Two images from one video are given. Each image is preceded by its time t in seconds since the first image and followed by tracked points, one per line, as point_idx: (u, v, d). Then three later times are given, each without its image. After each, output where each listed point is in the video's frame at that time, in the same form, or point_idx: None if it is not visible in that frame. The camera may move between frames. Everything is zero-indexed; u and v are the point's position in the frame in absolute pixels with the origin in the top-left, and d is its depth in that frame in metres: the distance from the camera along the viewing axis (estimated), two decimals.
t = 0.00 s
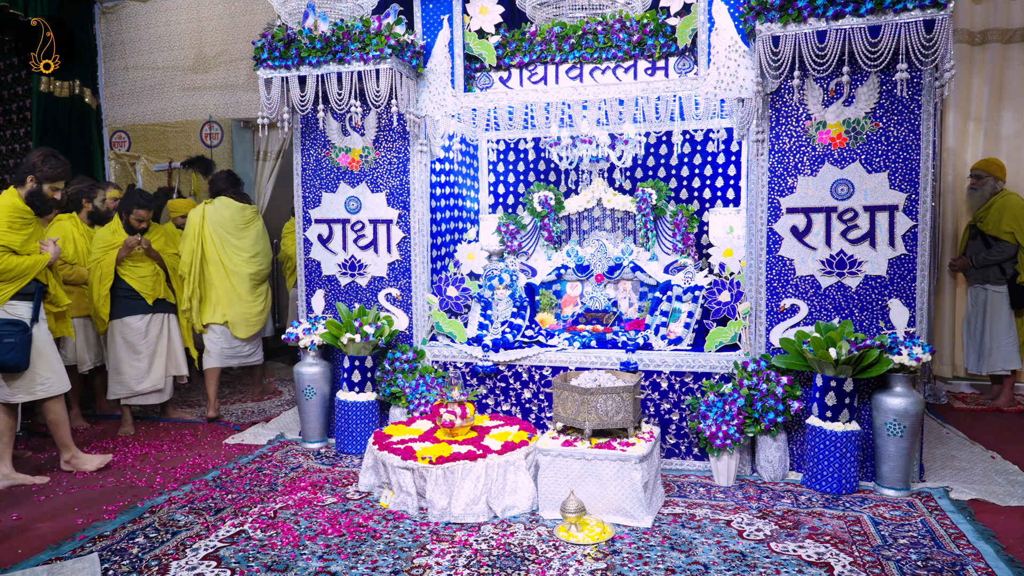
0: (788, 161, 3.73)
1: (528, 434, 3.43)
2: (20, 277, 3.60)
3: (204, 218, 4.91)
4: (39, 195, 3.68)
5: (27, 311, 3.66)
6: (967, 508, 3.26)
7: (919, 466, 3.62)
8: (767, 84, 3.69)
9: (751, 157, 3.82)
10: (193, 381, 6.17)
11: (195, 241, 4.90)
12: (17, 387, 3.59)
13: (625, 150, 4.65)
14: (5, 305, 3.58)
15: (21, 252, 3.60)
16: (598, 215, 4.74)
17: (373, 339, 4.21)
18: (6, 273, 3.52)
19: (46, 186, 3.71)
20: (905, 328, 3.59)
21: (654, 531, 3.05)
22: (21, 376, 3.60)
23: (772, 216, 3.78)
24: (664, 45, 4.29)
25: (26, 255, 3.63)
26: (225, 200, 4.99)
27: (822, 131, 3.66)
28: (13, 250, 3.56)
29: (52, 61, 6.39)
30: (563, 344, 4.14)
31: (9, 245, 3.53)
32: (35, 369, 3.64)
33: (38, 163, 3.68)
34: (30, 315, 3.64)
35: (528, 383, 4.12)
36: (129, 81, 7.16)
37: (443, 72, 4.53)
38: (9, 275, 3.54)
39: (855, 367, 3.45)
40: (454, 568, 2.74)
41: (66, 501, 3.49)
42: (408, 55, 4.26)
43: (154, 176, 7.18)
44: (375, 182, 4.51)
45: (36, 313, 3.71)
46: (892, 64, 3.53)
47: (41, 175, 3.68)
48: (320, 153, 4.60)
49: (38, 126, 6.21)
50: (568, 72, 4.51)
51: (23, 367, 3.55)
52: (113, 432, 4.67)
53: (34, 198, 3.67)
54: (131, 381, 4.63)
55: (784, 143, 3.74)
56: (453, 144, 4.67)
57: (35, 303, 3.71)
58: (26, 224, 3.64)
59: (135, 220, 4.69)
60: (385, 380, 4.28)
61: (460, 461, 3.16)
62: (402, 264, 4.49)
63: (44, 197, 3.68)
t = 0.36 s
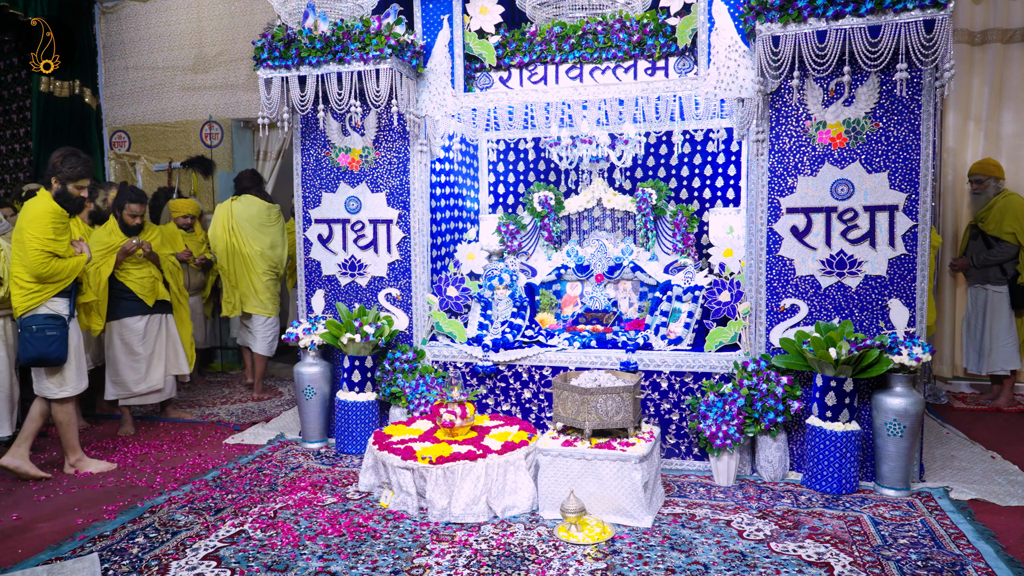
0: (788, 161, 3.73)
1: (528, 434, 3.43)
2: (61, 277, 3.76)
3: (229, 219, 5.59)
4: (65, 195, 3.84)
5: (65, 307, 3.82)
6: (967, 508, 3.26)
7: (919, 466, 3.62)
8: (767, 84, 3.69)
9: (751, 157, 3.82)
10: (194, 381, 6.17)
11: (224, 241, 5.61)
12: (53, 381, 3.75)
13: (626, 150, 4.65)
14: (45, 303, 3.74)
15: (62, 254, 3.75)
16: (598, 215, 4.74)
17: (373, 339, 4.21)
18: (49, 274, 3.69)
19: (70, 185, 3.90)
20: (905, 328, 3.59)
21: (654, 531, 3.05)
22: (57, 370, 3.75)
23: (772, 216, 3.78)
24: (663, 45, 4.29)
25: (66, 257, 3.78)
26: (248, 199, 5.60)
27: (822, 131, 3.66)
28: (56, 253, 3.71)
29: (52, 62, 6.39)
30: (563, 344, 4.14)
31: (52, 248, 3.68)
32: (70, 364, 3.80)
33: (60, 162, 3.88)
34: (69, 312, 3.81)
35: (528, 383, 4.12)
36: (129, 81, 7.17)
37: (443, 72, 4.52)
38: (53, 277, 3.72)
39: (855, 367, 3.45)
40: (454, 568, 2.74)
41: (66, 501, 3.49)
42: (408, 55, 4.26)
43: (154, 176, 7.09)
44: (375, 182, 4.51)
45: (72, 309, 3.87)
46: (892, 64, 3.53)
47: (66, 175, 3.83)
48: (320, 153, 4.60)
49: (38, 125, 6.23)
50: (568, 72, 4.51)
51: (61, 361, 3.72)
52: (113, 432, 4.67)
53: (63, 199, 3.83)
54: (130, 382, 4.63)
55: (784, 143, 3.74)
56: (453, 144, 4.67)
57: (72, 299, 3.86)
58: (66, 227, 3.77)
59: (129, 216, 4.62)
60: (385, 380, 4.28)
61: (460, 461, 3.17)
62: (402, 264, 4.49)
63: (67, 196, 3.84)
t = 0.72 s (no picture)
0: (788, 161, 3.73)
1: (528, 434, 3.43)
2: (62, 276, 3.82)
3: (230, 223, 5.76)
4: (70, 196, 3.81)
5: (69, 304, 3.89)
6: (967, 508, 3.26)
7: (919, 466, 3.62)
8: (767, 84, 3.69)
9: (751, 157, 3.82)
10: (194, 381, 6.18)
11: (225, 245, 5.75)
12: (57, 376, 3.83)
13: (626, 150, 4.65)
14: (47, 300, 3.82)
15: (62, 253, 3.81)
16: (598, 215, 4.74)
17: (373, 339, 4.21)
18: (49, 274, 3.76)
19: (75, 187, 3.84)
20: (905, 328, 3.59)
21: (654, 531, 3.05)
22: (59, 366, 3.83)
23: (772, 216, 3.78)
24: (663, 45, 4.29)
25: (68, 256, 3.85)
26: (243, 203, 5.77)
27: (822, 131, 3.66)
28: (55, 253, 3.78)
29: (52, 62, 6.34)
30: (563, 344, 4.14)
31: (52, 248, 3.75)
32: (71, 361, 3.87)
33: (60, 164, 3.81)
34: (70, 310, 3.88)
35: (528, 383, 4.12)
36: (129, 81, 7.17)
37: (443, 72, 4.52)
38: (55, 275, 3.79)
39: (855, 367, 3.45)
40: (454, 568, 2.74)
41: (66, 501, 3.49)
42: (408, 55, 4.26)
43: (154, 176, 7.10)
44: (375, 182, 4.51)
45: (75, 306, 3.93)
46: (892, 64, 3.53)
47: (70, 177, 3.81)
48: (320, 153, 4.60)
49: (39, 125, 6.23)
50: (568, 72, 4.51)
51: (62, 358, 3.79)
52: (112, 432, 4.67)
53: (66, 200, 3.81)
54: (128, 384, 4.63)
55: (784, 143, 3.74)
56: (453, 144, 4.67)
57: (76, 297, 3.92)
58: (66, 227, 3.82)
59: (119, 208, 4.56)
60: (385, 380, 4.28)
61: (460, 461, 3.16)
62: (402, 264, 4.49)
63: (74, 197, 3.81)
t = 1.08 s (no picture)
0: (788, 161, 3.74)
1: (528, 434, 3.43)
2: (37, 273, 3.82)
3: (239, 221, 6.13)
4: (60, 196, 3.78)
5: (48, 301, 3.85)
6: (967, 508, 3.26)
7: (919, 466, 3.62)
8: (767, 84, 3.69)
9: (751, 157, 3.82)
10: (194, 381, 6.18)
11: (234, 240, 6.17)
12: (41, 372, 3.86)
13: (626, 150, 4.64)
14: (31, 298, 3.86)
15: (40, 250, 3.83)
16: (598, 215, 4.73)
17: (373, 339, 4.21)
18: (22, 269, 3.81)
19: (66, 187, 3.79)
20: (906, 328, 3.59)
21: (654, 530, 3.05)
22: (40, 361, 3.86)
23: (772, 216, 3.78)
24: (664, 45, 4.29)
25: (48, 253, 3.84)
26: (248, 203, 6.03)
27: (822, 131, 3.67)
28: (30, 248, 3.83)
29: (52, 61, 6.34)
30: (563, 344, 4.14)
31: (28, 244, 3.83)
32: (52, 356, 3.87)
33: (50, 164, 3.77)
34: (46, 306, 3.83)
35: (528, 383, 4.12)
36: (129, 81, 7.17)
37: (443, 72, 4.52)
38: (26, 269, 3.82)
39: (855, 367, 3.45)
40: (454, 568, 2.74)
41: (66, 501, 3.49)
42: (408, 55, 4.26)
43: (154, 176, 7.11)
44: (375, 182, 4.51)
45: (56, 304, 3.87)
46: (892, 64, 3.53)
47: (56, 178, 3.76)
48: (320, 153, 4.60)
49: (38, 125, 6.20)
50: (568, 72, 4.52)
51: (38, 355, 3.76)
52: (112, 433, 4.67)
53: (57, 199, 3.80)
54: (127, 384, 4.63)
55: (784, 143, 3.74)
56: (453, 144, 4.67)
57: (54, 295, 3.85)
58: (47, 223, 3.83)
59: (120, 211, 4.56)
60: (385, 380, 4.28)
61: (460, 461, 3.16)
62: (402, 264, 4.49)
63: (62, 196, 3.78)
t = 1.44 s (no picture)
0: (788, 161, 3.73)
1: (528, 434, 3.43)
2: (31, 269, 3.83)
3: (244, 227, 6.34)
4: (54, 192, 3.84)
5: (41, 300, 3.85)
6: (967, 508, 3.26)
7: (920, 466, 3.62)
8: (767, 84, 3.69)
9: (751, 157, 3.82)
10: (194, 381, 6.18)
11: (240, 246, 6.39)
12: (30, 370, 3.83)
13: (625, 150, 4.64)
14: (25, 296, 3.85)
15: (33, 246, 3.85)
16: (598, 215, 4.73)
17: (373, 339, 4.22)
18: (14, 264, 3.80)
19: (58, 183, 3.84)
20: (906, 328, 3.59)
21: (654, 530, 3.05)
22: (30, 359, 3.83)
23: (772, 216, 3.78)
24: (663, 45, 4.29)
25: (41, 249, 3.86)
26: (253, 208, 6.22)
27: (822, 131, 3.67)
28: (23, 243, 3.83)
29: (52, 62, 6.33)
30: (563, 344, 4.14)
31: (23, 240, 3.83)
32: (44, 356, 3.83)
33: (41, 162, 3.81)
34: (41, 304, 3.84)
35: (528, 383, 4.12)
36: (129, 81, 7.17)
37: (443, 72, 4.52)
38: (21, 266, 3.81)
39: (855, 367, 3.45)
40: (454, 568, 2.74)
41: (66, 501, 3.49)
42: (408, 55, 4.26)
43: (154, 176, 7.11)
44: (375, 182, 4.51)
45: (50, 302, 3.87)
46: (892, 64, 3.53)
47: (48, 174, 3.80)
48: (320, 153, 4.60)
49: (38, 125, 6.18)
50: (568, 72, 4.52)
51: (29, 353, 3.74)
52: (112, 432, 4.66)
53: (50, 196, 3.86)
54: (126, 384, 4.62)
55: (784, 143, 3.74)
56: (453, 144, 4.68)
57: (50, 292, 3.87)
58: (43, 220, 3.87)
59: (130, 218, 4.60)
60: (385, 380, 4.28)
61: (460, 461, 3.17)
62: (402, 264, 4.49)
63: (57, 192, 3.83)
